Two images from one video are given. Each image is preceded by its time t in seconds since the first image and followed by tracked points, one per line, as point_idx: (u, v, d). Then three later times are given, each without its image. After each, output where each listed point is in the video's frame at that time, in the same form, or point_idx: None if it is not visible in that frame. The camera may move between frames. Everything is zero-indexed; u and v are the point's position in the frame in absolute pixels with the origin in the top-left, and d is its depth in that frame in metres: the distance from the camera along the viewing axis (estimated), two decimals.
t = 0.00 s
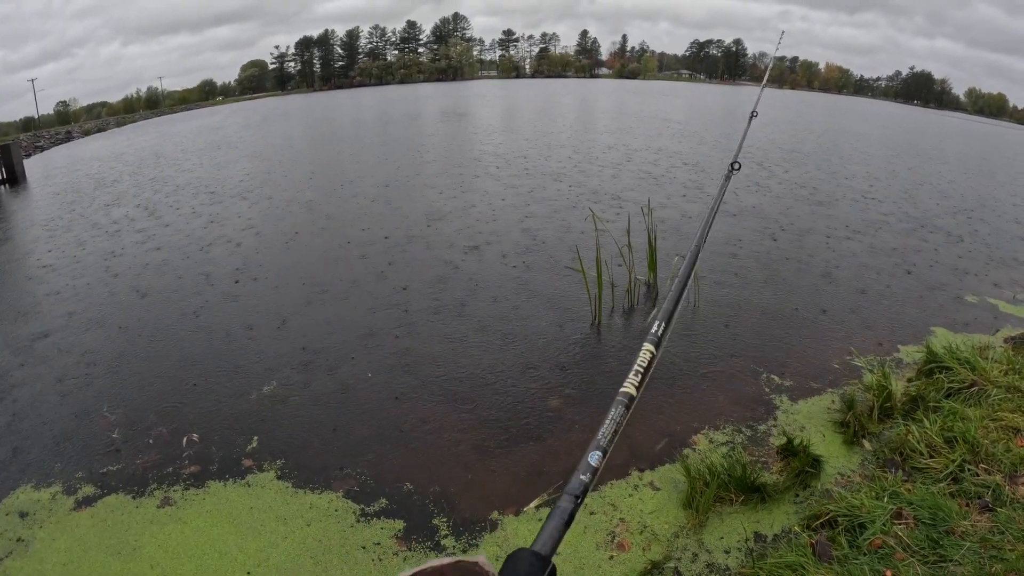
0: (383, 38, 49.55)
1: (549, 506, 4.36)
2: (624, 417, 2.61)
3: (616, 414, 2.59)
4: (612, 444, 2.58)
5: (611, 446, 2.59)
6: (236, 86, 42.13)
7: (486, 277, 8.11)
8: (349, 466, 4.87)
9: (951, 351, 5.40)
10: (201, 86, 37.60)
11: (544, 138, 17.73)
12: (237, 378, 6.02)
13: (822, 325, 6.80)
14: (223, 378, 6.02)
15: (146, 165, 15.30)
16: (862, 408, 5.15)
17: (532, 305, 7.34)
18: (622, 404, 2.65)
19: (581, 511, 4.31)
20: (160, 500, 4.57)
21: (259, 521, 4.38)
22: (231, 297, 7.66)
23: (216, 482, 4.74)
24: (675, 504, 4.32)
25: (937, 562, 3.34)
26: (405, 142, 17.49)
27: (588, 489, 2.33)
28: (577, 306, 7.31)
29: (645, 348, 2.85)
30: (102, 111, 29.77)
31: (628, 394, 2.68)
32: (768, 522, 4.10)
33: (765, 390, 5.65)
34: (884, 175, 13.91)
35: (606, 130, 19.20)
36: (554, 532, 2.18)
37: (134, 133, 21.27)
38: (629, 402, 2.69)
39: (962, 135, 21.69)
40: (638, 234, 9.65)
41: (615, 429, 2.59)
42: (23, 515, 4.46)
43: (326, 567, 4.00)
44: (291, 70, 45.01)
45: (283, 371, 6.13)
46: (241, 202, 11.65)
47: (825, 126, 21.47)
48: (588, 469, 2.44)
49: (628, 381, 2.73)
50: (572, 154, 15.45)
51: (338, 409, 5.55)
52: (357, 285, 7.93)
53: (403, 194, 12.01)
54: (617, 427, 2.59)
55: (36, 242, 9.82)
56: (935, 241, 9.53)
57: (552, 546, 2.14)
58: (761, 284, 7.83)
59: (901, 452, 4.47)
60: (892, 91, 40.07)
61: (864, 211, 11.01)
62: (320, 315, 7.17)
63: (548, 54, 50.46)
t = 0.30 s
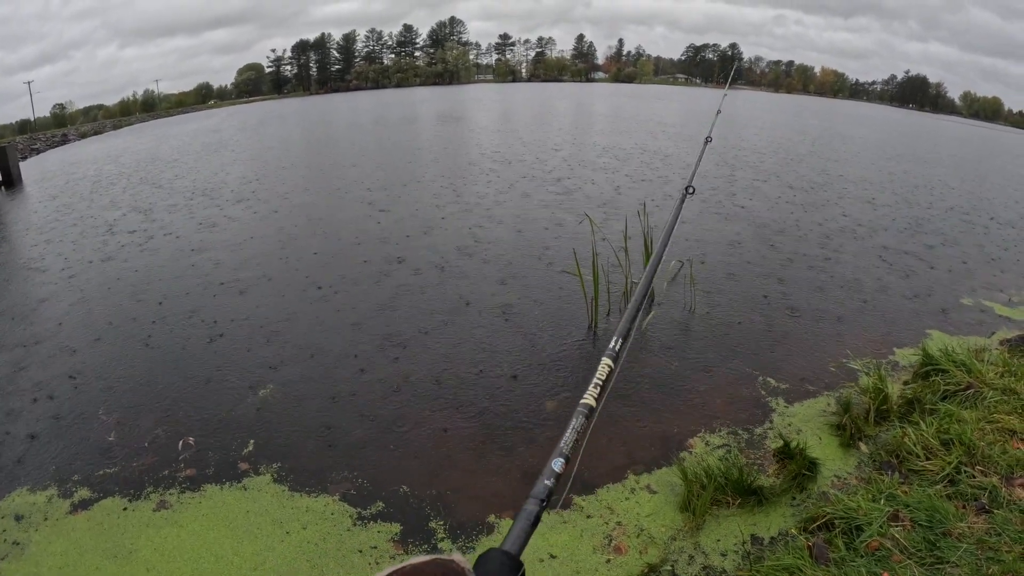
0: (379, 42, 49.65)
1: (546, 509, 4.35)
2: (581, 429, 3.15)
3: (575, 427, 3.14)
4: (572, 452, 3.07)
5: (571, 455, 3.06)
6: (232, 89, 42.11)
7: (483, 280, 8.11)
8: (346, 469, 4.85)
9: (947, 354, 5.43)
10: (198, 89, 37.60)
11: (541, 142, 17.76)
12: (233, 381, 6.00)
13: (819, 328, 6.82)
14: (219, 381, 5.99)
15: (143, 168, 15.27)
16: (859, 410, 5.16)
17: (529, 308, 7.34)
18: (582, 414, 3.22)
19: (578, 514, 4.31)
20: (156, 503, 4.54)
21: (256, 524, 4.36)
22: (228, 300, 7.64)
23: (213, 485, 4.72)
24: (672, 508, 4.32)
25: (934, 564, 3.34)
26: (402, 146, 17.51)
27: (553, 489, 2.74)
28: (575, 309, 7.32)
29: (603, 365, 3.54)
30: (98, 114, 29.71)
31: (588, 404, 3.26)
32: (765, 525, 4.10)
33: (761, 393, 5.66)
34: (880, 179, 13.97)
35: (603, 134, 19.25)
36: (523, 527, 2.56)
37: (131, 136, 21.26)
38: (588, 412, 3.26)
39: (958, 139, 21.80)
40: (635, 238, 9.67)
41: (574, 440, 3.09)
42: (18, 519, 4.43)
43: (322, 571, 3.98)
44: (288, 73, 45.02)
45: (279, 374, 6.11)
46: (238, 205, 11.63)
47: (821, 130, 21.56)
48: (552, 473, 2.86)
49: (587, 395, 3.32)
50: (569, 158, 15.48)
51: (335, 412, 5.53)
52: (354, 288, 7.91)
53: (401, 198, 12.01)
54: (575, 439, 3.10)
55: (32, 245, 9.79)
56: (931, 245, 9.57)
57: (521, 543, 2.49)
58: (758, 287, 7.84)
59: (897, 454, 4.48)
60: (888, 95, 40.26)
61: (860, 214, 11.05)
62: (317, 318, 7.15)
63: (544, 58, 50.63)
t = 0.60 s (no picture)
0: (376, 46, 49.72)
1: (542, 513, 4.35)
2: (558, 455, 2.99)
3: (552, 452, 2.97)
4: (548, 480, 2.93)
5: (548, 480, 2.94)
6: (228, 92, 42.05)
7: (479, 283, 8.12)
8: (342, 472, 4.83)
9: (942, 356, 5.45)
10: (193, 93, 37.56)
11: (537, 146, 17.80)
12: (229, 384, 5.98)
13: (815, 331, 6.84)
14: (215, 384, 5.97)
15: (138, 171, 15.22)
16: (855, 413, 5.18)
17: (525, 312, 7.34)
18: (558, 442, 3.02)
19: (575, 517, 4.30)
20: (151, 507, 4.51)
21: (251, 527, 4.34)
22: (223, 304, 7.61)
23: (208, 488, 4.69)
24: (668, 510, 4.32)
25: (931, 565, 3.35)
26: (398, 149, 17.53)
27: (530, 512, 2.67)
28: (571, 312, 7.33)
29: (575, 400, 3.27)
30: (93, 117, 29.63)
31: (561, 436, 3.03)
32: (762, 527, 4.10)
33: (756, 396, 5.67)
34: (874, 182, 14.04)
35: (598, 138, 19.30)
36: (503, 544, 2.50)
37: (126, 139, 21.19)
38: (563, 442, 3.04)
39: (951, 142, 21.94)
40: (632, 241, 9.68)
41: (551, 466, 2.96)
42: (13, 522, 4.40)
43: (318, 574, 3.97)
44: (284, 77, 45.01)
45: (276, 377, 6.09)
46: (234, 209, 11.61)
47: (815, 134, 21.67)
48: (529, 497, 2.78)
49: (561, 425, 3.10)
50: (565, 161, 15.52)
51: (331, 415, 5.52)
52: (350, 292, 7.90)
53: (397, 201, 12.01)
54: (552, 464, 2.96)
55: (27, 248, 9.74)
56: (926, 248, 9.60)
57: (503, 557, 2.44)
58: (754, 291, 7.85)
59: (893, 456, 4.49)
60: (882, 99, 40.50)
61: (855, 217, 11.10)
62: (313, 322, 7.14)
63: (540, 62, 50.75)
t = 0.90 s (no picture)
0: (375, 47, 49.73)
1: (541, 513, 4.35)
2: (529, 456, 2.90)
3: (522, 453, 2.87)
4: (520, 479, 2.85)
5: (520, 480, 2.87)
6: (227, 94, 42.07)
7: (479, 284, 8.12)
8: (341, 472, 4.84)
9: (941, 356, 5.46)
10: (193, 94, 37.61)
11: (536, 146, 17.81)
12: (229, 384, 5.98)
13: (814, 331, 6.84)
14: (215, 385, 5.97)
15: (138, 172, 15.22)
16: (854, 414, 5.19)
17: (525, 312, 7.35)
18: (528, 443, 2.93)
19: (574, 518, 4.30)
20: (151, 507, 4.51)
21: (251, 527, 4.34)
22: (223, 304, 7.61)
23: (208, 488, 4.69)
24: (668, 511, 4.32)
25: (930, 565, 3.35)
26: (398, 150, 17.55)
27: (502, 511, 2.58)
28: (570, 313, 7.33)
29: (542, 402, 3.16)
30: (93, 118, 29.65)
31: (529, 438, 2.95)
32: (761, 527, 4.10)
33: (755, 396, 5.68)
34: (874, 182, 14.05)
35: (598, 139, 19.32)
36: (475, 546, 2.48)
37: (125, 140, 21.18)
38: (532, 444, 2.95)
39: (951, 143, 21.96)
40: (631, 242, 9.69)
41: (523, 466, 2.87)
42: (13, 522, 4.40)
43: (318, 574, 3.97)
44: (284, 78, 45.07)
45: (275, 378, 6.08)
46: (234, 209, 11.61)
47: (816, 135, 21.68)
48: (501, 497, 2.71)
49: (530, 425, 3.01)
50: (564, 162, 15.54)
51: (331, 416, 5.52)
52: (349, 292, 7.90)
53: (396, 202, 12.01)
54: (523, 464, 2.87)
55: (26, 249, 9.73)
56: (926, 249, 9.59)
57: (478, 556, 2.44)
58: (754, 292, 7.85)
59: (892, 457, 4.50)
60: (882, 99, 40.56)
61: (854, 218, 11.11)
62: (312, 322, 7.14)
63: (540, 63, 50.81)
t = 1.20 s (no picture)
0: (375, 47, 49.69)
1: (541, 514, 4.35)
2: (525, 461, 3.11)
3: (519, 458, 3.08)
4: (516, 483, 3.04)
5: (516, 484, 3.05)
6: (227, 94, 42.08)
7: (479, 284, 8.12)
8: (341, 473, 4.84)
9: (941, 357, 5.46)
10: (193, 95, 37.64)
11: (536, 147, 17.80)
12: (229, 385, 5.97)
13: (814, 332, 6.84)
14: (214, 385, 5.96)
15: (138, 172, 15.22)
16: (854, 414, 5.19)
17: (525, 313, 7.34)
18: (524, 450, 3.13)
19: (574, 518, 4.30)
20: (151, 507, 4.51)
21: (251, 527, 4.34)
22: (223, 304, 7.61)
23: (208, 489, 4.69)
24: (668, 512, 4.32)
25: (930, 566, 3.36)
26: (398, 150, 17.55)
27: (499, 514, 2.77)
28: (570, 314, 7.32)
29: (540, 406, 3.35)
30: (93, 118, 29.66)
31: (526, 442, 3.16)
32: (761, 528, 4.10)
33: (755, 397, 5.68)
34: (874, 183, 14.06)
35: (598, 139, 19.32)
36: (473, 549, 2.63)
37: (125, 140, 21.19)
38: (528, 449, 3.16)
39: (952, 143, 21.96)
40: (631, 242, 9.69)
41: (518, 471, 3.08)
42: (13, 522, 4.40)
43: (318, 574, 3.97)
44: (284, 79, 45.09)
45: (275, 379, 6.07)
46: (234, 209, 11.61)
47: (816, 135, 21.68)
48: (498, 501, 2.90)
49: (528, 431, 3.22)
50: (564, 162, 15.54)
51: (331, 416, 5.51)
52: (349, 292, 7.90)
53: (396, 202, 12.01)
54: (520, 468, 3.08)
55: (26, 249, 9.74)
56: (927, 249, 9.58)
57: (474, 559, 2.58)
58: (755, 292, 7.83)
59: (892, 457, 4.50)
60: (882, 100, 40.56)
61: (855, 218, 11.11)
62: (312, 322, 7.14)
63: (539, 64, 50.84)
